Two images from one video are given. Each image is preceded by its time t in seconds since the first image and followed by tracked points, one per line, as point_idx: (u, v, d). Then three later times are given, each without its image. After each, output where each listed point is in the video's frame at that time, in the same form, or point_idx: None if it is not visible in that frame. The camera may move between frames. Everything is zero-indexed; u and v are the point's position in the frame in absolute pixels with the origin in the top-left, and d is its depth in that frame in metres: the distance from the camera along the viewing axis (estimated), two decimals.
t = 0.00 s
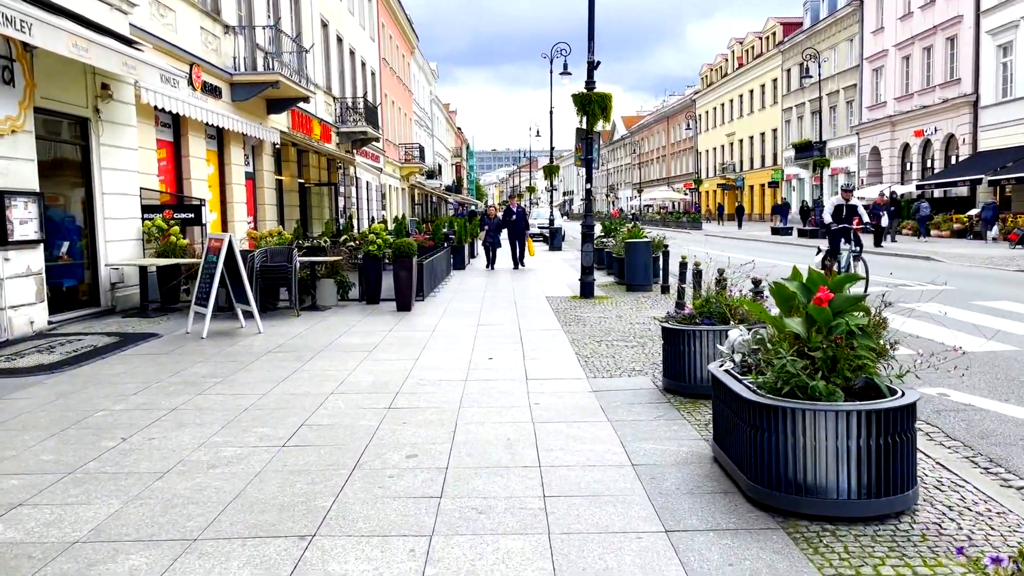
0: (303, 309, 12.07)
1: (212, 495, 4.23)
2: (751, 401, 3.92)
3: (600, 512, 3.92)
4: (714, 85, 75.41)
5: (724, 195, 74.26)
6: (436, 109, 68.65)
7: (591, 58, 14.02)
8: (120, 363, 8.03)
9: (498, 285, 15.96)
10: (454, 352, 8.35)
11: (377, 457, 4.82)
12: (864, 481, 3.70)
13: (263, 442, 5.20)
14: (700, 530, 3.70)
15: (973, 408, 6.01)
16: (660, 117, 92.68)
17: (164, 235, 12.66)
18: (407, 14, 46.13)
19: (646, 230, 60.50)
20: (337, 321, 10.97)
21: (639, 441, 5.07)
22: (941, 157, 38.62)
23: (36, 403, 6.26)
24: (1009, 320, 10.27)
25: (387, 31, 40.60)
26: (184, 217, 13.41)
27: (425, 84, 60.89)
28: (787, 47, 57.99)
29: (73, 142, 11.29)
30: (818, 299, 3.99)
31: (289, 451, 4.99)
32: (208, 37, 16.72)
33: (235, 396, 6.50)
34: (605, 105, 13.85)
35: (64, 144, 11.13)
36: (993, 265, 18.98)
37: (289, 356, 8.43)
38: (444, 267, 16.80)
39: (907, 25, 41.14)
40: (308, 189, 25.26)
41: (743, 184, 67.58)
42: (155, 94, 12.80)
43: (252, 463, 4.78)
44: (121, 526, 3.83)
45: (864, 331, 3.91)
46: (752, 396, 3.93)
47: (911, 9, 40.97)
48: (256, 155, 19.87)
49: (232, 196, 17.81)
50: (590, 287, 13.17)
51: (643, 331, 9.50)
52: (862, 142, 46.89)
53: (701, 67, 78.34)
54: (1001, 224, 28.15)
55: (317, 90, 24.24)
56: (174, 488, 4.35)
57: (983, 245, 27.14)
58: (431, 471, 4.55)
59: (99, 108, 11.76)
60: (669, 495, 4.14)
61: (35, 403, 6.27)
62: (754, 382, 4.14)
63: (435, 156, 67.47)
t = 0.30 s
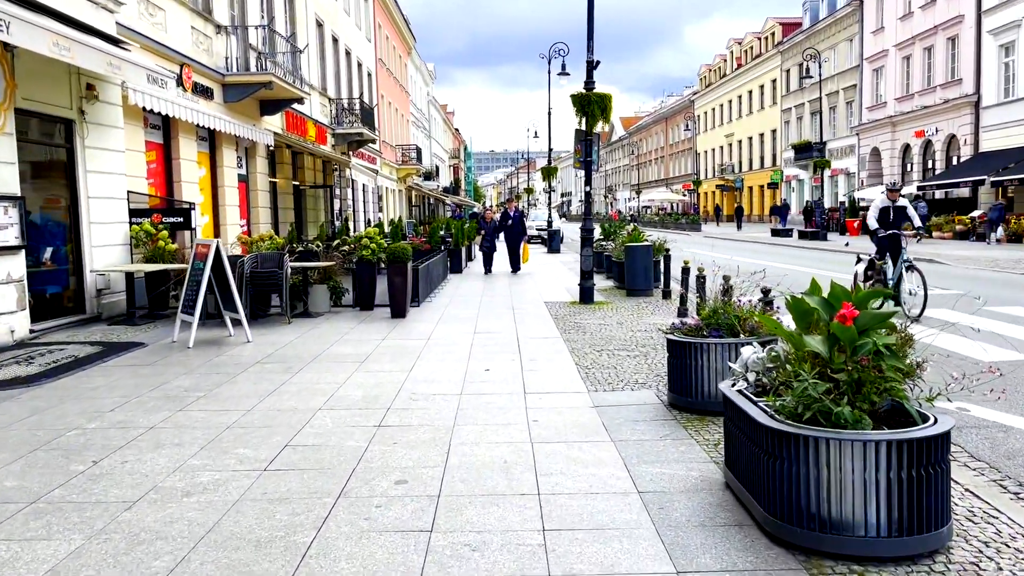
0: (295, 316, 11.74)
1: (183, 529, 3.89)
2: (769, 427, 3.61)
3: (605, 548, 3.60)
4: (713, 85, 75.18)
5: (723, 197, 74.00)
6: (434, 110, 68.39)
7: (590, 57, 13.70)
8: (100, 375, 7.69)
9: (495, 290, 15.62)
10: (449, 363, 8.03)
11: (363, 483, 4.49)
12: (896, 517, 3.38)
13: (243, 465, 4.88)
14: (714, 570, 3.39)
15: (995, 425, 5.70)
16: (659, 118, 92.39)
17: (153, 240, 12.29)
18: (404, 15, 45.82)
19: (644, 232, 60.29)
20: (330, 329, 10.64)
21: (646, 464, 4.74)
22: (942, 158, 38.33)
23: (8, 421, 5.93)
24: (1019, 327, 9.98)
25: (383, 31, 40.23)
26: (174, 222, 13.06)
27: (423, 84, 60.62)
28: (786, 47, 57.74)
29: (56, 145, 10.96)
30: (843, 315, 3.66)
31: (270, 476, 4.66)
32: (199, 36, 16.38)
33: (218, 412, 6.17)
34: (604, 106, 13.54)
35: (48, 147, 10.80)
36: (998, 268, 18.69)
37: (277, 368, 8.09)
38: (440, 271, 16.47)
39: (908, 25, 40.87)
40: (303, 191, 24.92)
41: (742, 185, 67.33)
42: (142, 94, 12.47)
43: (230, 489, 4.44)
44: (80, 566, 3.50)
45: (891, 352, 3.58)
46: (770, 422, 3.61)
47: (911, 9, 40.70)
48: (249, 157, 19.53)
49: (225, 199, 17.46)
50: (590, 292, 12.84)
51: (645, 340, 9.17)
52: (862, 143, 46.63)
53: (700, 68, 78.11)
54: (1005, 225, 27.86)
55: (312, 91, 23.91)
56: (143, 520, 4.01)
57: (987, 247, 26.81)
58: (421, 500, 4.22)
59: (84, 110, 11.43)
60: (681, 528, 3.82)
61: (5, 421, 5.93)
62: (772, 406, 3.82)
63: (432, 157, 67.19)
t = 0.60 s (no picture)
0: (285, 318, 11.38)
1: (152, 554, 3.54)
2: (797, 440, 3.27)
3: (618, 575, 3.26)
4: (708, 85, 74.93)
5: (719, 197, 73.77)
6: (429, 110, 68.00)
7: (589, 52, 13.36)
8: (79, 380, 7.33)
9: (491, 291, 15.28)
10: (444, 367, 7.68)
11: (351, 501, 4.14)
12: (944, 541, 3.03)
13: (223, 481, 4.53)
14: None
15: None
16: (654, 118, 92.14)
17: (139, 240, 11.90)
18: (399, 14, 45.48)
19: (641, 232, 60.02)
20: (320, 332, 10.28)
21: (657, 478, 4.41)
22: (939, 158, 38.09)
23: None
24: None
25: (377, 30, 39.84)
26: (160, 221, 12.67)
27: (418, 84, 60.19)
28: (782, 47, 57.50)
29: (37, 141, 10.57)
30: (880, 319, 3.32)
31: (251, 493, 4.31)
32: (188, 32, 15.99)
33: (199, 421, 5.81)
34: (603, 102, 13.22)
35: (28, 143, 10.42)
36: (1002, 268, 18.39)
37: (264, 372, 7.74)
38: (435, 272, 16.12)
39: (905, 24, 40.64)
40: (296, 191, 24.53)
41: (738, 186, 67.10)
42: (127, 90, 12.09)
43: (207, 508, 4.09)
44: None
45: (933, 358, 3.25)
46: (798, 436, 3.28)
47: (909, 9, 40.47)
48: (240, 155, 19.14)
49: (215, 198, 17.08)
50: (588, 294, 12.50)
51: (648, 343, 8.83)
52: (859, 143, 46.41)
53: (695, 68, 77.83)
54: (1005, 226, 27.60)
55: (304, 89, 23.53)
56: (110, 544, 3.66)
57: (987, 247, 26.54)
58: (413, 520, 3.87)
59: (66, 106, 11.05)
60: (700, 552, 3.49)
61: None
62: (798, 417, 3.49)
63: (427, 158, 66.79)
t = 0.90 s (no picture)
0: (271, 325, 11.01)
1: None
2: (825, 474, 2.95)
3: None
4: (700, 88, 74.87)
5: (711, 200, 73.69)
6: (419, 112, 67.58)
7: (583, 52, 13.06)
8: (51, 395, 6.95)
9: (483, 297, 14.95)
10: (436, 380, 7.35)
11: (333, 536, 3.80)
12: None
13: (196, 511, 4.18)
14: None
15: None
16: (646, 121, 92.05)
17: (120, 246, 11.51)
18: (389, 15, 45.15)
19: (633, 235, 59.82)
20: (307, 341, 9.92)
21: (664, 507, 4.09)
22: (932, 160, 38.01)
23: None
24: None
25: (367, 31, 39.49)
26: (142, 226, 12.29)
27: (408, 86, 59.79)
28: (773, 50, 57.43)
29: (11, 143, 10.19)
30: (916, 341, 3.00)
31: (225, 526, 3.96)
32: (173, 32, 15.62)
33: (174, 442, 5.45)
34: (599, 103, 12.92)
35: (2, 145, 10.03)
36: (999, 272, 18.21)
37: (246, 386, 7.38)
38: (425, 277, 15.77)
39: (897, 26, 40.57)
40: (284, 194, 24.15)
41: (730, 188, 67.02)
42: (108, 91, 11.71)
43: (177, 545, 3.74)
44: None
45: (976, 385, 2.93)
46: (825, 469, 2.95)
47: (901, 11, 40.40)
48: (227, 158, 18.76)
49: (200, 202, 16.69)
50: (583, 300, 12.17)
51: (646, 353, 8.50)
52: (851, 145, 46.34)
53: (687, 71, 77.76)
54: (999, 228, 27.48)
55: (293, 90, 23.17)
56: None
57: (982, 250, 26.42)
58: (401, 558, 3.54)
59: (42, 107, 10.66)
60: None
61: None
62: (824, 446, 3.16)
63: (418, 160, 66.40)
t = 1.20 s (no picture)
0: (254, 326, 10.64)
1: None
2: (857, 496, 2.60)
3: None
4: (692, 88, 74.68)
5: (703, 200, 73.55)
6: (410, 112, 67.17)
7: (577, 46, 12.73)
8: (18, 401, 6.58)
9: (474, 298, 14.61)
10: (425, 384, 7.00)
11: (306, 561, 3.44)
12: None
13: (158, 531, 3.82)
14: None
15: None
16: (638, 121, 91.86)
17: (98, 245, 11.12)
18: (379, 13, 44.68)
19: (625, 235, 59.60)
20: (291, 342, 9.55)
21: (670, 525, 3.75)
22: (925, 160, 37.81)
23: None
24: None
25: (357, 29, 39.03)
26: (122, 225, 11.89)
27: (399, 85, 59.34)
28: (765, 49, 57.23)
29: None
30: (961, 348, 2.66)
31: (188, 549, 3.60)
32: (155, 26, 15.21)
33: (142, 452, 5.08)
34: (592, 98, 12.58)
35: None
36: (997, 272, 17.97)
37: (225, 390, 7.02)
38: (415, 278, 15.41)
39: (890, 26, 40.36)
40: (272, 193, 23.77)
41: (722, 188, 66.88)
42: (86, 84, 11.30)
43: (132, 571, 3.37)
44: None
45: None
46: (858, 491, 2.60)
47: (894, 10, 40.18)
48: (212, 156, 18.35)
49: (184, 200, 16.28)
50: (577, 300, 11.84)
51: (643, 355, 8.18)
52: (844, 145, 46.18)
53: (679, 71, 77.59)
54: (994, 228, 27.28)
55: (280, 87, 22.76)
56: None
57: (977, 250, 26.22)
58: None
59: (16, 101, 10.25)
60: None
61: None
62: (852, 463, 2.82)
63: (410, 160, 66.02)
